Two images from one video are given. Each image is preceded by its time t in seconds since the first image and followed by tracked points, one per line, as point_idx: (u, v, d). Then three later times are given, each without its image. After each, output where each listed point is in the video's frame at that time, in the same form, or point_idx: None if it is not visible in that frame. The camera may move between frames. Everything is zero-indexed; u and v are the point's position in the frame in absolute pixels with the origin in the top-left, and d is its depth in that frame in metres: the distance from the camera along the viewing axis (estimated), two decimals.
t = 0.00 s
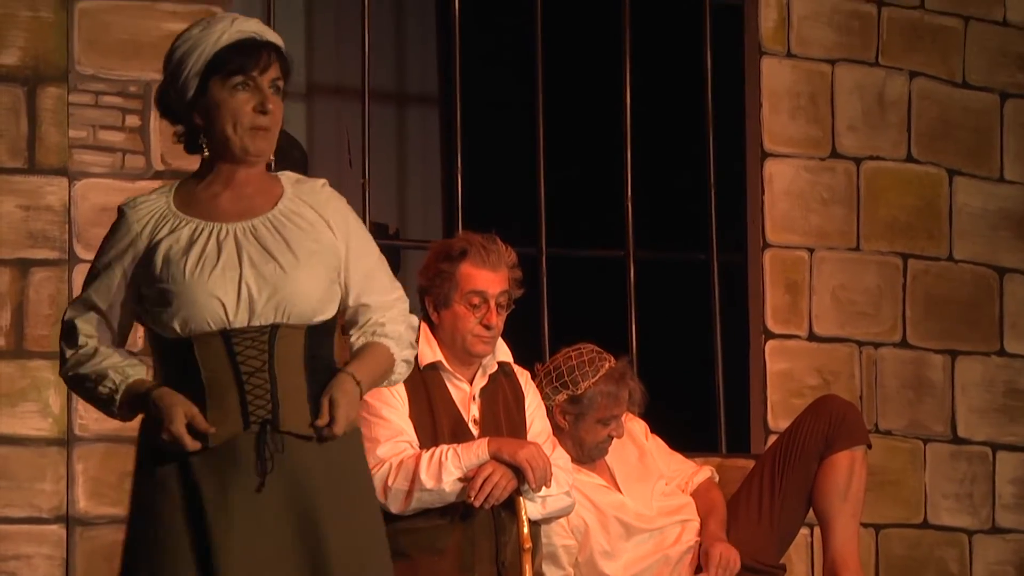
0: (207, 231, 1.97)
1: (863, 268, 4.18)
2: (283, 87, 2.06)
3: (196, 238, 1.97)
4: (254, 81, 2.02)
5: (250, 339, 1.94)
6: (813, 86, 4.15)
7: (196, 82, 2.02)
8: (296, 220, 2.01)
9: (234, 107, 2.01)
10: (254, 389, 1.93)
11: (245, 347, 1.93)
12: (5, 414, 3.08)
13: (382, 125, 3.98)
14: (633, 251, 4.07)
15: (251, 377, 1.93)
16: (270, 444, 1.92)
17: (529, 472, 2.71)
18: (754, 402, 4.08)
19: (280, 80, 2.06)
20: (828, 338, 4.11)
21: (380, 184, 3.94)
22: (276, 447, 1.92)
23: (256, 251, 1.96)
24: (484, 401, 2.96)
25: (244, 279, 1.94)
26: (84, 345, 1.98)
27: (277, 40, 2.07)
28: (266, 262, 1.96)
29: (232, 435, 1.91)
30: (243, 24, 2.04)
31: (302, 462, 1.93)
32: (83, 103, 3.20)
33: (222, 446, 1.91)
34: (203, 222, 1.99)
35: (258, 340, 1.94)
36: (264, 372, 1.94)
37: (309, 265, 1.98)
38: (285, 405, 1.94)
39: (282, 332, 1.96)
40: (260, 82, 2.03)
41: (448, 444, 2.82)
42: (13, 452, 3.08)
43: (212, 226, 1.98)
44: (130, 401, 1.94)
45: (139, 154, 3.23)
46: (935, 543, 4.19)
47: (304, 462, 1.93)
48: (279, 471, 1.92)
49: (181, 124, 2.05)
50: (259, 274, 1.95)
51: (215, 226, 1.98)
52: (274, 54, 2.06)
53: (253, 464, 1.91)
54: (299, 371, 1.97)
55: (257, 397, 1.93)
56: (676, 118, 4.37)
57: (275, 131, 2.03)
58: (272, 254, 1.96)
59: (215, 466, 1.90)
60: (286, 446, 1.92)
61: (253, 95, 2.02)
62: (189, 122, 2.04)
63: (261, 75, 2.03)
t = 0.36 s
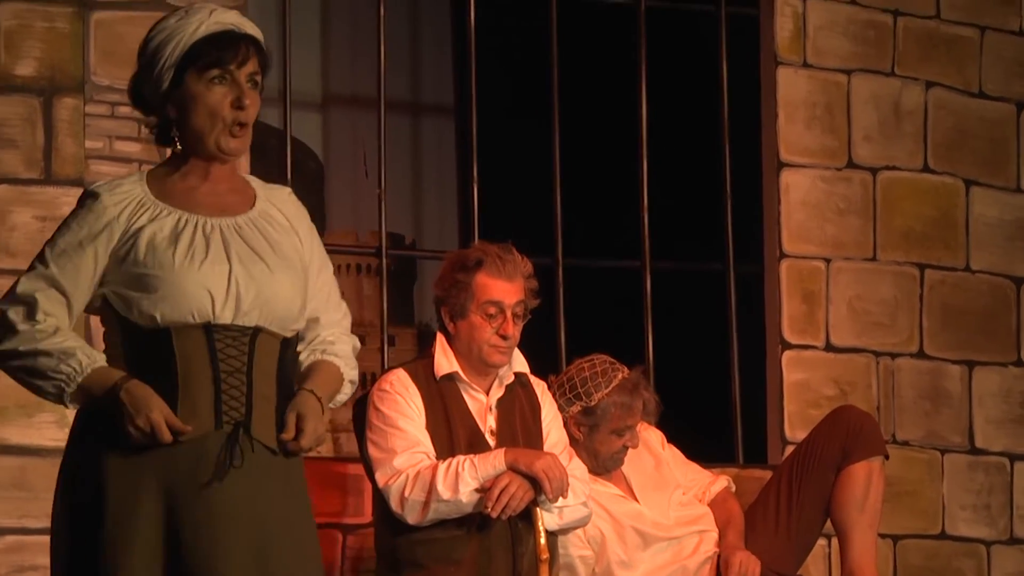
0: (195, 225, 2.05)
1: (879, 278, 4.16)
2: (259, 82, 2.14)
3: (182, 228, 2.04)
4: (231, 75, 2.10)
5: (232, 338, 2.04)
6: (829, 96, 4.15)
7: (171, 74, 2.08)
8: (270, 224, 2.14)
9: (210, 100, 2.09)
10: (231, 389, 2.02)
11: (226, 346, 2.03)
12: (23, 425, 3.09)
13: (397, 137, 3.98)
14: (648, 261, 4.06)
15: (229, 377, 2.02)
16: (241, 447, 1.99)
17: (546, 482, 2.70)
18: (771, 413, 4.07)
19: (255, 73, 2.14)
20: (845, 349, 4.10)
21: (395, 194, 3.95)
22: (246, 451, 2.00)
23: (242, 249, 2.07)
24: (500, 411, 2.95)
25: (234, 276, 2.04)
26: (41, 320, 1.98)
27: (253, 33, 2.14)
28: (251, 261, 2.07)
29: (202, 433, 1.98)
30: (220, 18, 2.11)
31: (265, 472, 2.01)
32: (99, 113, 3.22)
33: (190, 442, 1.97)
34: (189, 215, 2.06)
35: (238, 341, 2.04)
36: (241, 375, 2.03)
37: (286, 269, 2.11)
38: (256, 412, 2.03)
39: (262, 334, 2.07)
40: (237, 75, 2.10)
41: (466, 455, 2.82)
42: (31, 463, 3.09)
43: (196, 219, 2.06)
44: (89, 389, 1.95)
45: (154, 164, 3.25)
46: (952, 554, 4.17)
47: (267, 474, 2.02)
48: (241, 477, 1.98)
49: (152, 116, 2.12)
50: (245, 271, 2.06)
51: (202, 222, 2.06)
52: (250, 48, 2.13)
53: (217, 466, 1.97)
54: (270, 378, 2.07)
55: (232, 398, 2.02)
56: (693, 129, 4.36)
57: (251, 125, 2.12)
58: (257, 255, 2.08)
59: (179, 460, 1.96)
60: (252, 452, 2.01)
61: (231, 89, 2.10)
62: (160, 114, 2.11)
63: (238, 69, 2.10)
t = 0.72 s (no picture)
0: (213, 232, 2.02)
1: (912, 297, 4.14)
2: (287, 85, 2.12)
3: (202, 235, 2.01)
4: (262, 76, 2.08)
5: (254, 347, 2.00)
6: (861, 114, 4.14)
7: (200, 72, 2.05)
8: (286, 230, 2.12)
9: (240, 99, 2.06)
10: (257, 402, 1.98)
11: (249, 356, 1.99)
12: (56, 444, 3.11)
13: (431, 155, 3.98)
14: (681, 279, 4.05)
15: (254, 388, 1.98)
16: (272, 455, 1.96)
17: (578, 501, 2.70)
18: (803, 432, 4.05)
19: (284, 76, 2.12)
20: (877, 368, 4.08)
21: (427, 213, 3.98)
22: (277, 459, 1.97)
23: (262, 256, 2.05)
24: (532, 430, 2.95)
25: (256, 283, 2.02)
26: (41, 313, 1.91)
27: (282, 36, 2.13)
28: (272, 267, 2.05)
29: (231, 450, 1.94)
30: (253, 19, 2.09)
31: (300, 480, 1.98)
32: (132, 133, 3.25)
33: (221, 461, 1.93)
34: (206, 222, 2.03)
35: (261, 350, 2.00)
36: (267, 386, 1.99)
37: (305, 276, 2.10)
38: (284, 422, 1.99)
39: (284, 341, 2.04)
40: (268, 77, 2.08)
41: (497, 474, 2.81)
42: (64, 482, 3.11)
43: (215, 225, 2.03)
44: (85, 390, 1.92)
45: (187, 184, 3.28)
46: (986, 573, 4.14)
47: (302, 482, 1.99)
48: (279, 487, 1.95)
49: (174, 114, 2.08)
50: (267, 279, 2.03)
51: (220, 228, 2.03)
52: (280, 51, 2.11)
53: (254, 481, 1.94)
54: (296, 386, 2.04)
55: (259, 410, 1.98)
56: (724, 148, 4.37)
57: (278, 127, 2.10)
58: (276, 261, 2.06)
59: (213, 480, 1.92)
60: (285, 462, 1.97)
61: (262, 90, 2.08)
62: (184, 112, 2.07)
63: (269, 71, 2.09)
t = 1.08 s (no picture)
0: (258, 239, 1.95)
1: (932, 309, 4.13)
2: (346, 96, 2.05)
3: (247, 243, 1.94)
4: (320, 86, 2.01)
5: (306, 353, 1.93)
6: (882, 126, 4.13)
7: (255, 82, 1.98)
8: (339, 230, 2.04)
9: (296, 110, 1.99)
10: (316, 407, 1.92)
11: (301, 363, 1.92)
12: (76, 456, 3.12)
13: (451, 167, 3.99)
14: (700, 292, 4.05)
15: (311, 394, 1.92)
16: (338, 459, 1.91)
17: (598, 513, 2.68)
18: (823, 444, 4.04)
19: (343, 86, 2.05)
20: (898, 380, 4.06)
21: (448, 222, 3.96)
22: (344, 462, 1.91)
23: (311, 261, 1.97)
24: (554, 441, 2.95)
25: (302, 289, 1.94)
26: (104, 348, 1.90)
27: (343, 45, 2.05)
28: (322, 271, 1.97)
29: (295, 456, 1.90)
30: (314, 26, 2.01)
31: (369, 480, 1.94)
32: (153, 146, 3.25)
33: (285, 469, 1.89)
34: (251, 230, 1.96)
35: (313, 354, 1.94)
36: (325, 390, 1.94)
37: (360, 277, 2.01)
38: (348, 424, 1.94)
39: (338, 345, 1.97)
40: (327, 88, 2.01)
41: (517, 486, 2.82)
42: (84, 495, 3.12)
43: (261, 233, 1.96)
44: (157, 423, 1.88)
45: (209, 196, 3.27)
46: None
47: (371, 481, 1.94)
48: (347, 489, 1.91)
49: (229, 122, 2.02)
50: (316, 284, 1.96)
51: (265, 235, 1.96)
52: (340, 59, 2.03)
53: (321, 484, 1.90)
54: (356, 388, 1.98)
55: (319, 415, 1.92)
56: (745, 160, 4.37)
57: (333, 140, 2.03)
58: (325, 263, 1.97)
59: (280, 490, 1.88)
60: (351, 463, 1.93)
61: (319, 101, 2.00)
62: (239, 120, 2.01)
63: (328, 82, 2.01)
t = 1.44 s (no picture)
0: (335, 246, 1.92)
1: (935, 310, 4.13)
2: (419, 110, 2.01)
3: (325, 250, 1.91)
4: (393, 100, 1.98)
5: (386, 361, 1.89)
6: (885, 127, 4.12)
7: (331, 93, 1.96)
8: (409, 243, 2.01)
9: (370, 124, 1.96)
10: (399, 415, 1.88)
11: (382, 371, 1.88)
12: (78, 456, 3.12)
13: (453, 166, 3.98)
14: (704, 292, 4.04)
15: (394, 401, 1.88)
16: (425, 467, 1.86)
17: (600, 514, 2.69)
18: (825, 445, 4.04)
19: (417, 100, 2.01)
20: (900, 381, 4.06)
21: (450, 223, 3.98)
22: (431, 470, 1.87)
23: (389, 269, 1.93)
24: (556, 442, 2.94)
25: (382, 297, 1.90)
26: (183, 354, 1.88)
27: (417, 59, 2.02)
28: (400, 280, 1.93)
29: (385, 464, 1.85)
30: (387, 39, 1.99)
31: (456, 485, 1.89)
32: (155, 146, 3.26)
33: (374, 478, 1.84)
34: (327, 236, 1.93)
35: (393, 361, 1.90)
36: (406, 397, 1.89)
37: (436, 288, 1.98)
38: (432, 430, 1.89)
39: (415, 352, 1.92)
40: (400, 102, 1.98)
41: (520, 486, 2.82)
42: (86, 495, 3.12)
43: (338, 240, 1.93)
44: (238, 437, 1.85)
45: (211, 196, 3.29)
46: None
47: (456, 487, 1.89)
48: (439, 495, 1.86)
49: (301, 133, 2.00)
50: (396, 292, 1.92)
51: (342, 242, 1.93)
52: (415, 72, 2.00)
53: (413, 491, 1.84)
54: (436, 394, 1.93)
55: (403, 422, 1.88)
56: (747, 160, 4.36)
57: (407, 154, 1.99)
58: (402, 271, 1.94)
59: (372, 500, 1.83)
60: (440, 468, 1.87)
61: (392, 115, 1.97)
62: (311, 131, 1.99)
63: (401, 95, 1.98)
